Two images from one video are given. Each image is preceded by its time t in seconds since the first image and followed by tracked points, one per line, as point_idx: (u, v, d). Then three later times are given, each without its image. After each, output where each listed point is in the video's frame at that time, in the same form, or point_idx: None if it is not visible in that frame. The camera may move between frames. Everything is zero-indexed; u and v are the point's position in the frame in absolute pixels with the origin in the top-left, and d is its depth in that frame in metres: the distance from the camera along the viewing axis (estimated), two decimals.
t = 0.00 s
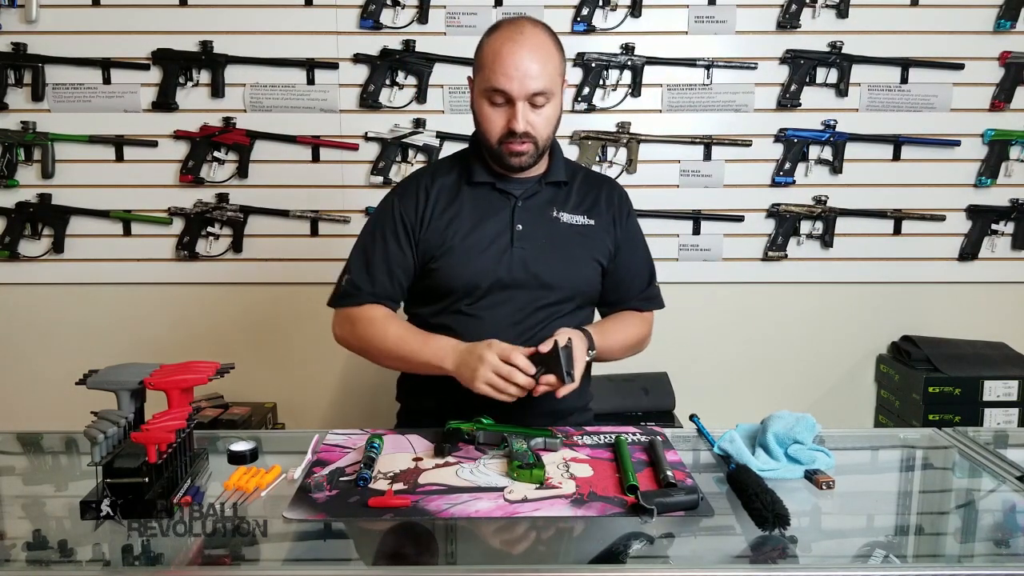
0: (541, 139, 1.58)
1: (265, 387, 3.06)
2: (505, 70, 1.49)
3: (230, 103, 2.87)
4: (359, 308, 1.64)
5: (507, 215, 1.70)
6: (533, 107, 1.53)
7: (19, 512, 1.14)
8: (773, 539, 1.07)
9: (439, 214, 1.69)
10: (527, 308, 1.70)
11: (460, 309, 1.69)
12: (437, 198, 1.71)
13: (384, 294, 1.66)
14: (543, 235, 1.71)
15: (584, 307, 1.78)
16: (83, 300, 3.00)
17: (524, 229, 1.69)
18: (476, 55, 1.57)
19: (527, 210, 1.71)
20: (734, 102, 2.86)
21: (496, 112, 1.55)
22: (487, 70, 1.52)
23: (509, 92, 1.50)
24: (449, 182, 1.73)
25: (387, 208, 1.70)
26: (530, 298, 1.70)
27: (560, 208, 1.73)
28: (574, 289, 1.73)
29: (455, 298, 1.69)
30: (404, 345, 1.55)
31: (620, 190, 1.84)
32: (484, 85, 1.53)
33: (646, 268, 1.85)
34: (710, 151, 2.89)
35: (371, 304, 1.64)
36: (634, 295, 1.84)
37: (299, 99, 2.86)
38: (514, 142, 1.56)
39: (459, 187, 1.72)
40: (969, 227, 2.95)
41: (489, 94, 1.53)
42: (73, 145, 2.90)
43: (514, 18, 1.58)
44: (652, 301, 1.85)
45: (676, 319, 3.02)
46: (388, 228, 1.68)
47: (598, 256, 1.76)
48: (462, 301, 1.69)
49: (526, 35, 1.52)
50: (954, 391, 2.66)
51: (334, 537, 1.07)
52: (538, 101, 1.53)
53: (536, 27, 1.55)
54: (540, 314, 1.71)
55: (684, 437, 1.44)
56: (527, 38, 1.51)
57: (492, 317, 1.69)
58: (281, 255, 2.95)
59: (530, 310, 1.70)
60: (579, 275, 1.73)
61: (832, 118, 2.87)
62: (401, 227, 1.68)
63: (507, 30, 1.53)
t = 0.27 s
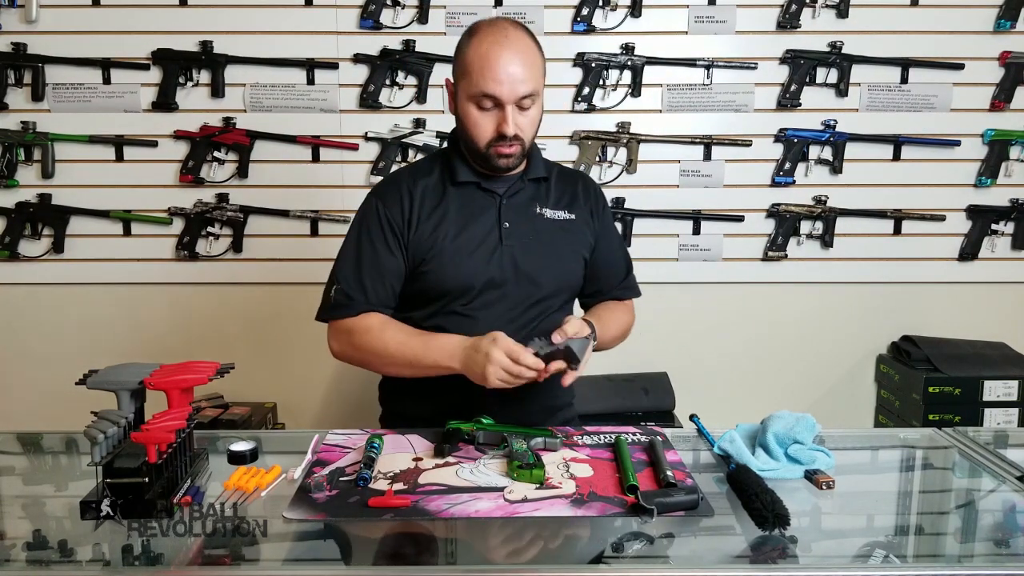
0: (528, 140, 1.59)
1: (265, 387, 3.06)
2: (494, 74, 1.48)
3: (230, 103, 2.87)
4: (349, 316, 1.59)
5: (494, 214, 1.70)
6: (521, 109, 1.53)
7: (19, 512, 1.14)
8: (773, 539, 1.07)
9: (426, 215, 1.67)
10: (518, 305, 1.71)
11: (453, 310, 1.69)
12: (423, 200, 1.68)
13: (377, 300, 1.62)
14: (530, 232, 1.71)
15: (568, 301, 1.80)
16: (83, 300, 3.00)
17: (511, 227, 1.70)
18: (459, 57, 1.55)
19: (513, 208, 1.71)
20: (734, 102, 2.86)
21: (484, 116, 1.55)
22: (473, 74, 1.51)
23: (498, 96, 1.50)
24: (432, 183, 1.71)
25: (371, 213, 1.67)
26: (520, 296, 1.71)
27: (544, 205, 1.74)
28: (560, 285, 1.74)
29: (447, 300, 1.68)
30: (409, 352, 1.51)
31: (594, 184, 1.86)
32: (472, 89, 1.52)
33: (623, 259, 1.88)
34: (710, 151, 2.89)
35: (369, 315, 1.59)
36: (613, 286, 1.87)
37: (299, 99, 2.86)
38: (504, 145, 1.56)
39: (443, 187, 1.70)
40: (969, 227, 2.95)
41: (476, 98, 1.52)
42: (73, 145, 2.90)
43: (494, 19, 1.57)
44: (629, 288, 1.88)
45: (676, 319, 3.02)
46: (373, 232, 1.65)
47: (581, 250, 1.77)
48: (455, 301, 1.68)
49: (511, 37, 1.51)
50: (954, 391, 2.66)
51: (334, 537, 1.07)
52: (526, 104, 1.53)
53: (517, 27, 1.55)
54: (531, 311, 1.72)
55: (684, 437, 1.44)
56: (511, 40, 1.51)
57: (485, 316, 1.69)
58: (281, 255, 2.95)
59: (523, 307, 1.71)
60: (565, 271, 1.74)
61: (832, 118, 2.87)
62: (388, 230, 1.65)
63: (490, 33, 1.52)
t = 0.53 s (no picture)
0: (522, 139, 1.59)
1: (265, 387, 3.06)
2: (492, 73, 1.47)
3: (230, 103, 2.87)
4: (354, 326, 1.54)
5: (489, 214, 1.69)
6: (518, 109, 1.53)
7: (19, 512, 1.14)
8: (773, 539, 1.07)
9: (424, 218, 1.64)
10: (517, 304, 1.71)
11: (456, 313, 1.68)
12: (420, 202, 1.65)
13: (380, 307, 1.58)
14: (524, 231, 1.72)
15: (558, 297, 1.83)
16: (83, 300, 3.00)
17: (508, 226, 1.70)
18: (453, 58, 1.53)
19: (508, 207, 1.71)
20: (734, 101, 2.86)
21: (482, 117, 1.53)
22: (470, 74, 1.49)
23: (497, 97, 1.49)
24: (427, 184, 1.67)
25: (368, 218, 1.61)
26: (519, 295, 1.71)
27: (534, 204, 1.76)
28: (554, 282, 1.76)
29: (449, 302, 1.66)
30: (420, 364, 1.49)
31: (570, 182, 1.91)
32: (469, 88, 1.50)
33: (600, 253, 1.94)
34: (710, 151, 2.89)
35: (374, 326, 1.55)
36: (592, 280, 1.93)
37: (299, 99, 2.86)
38: (500, 145, 1.56)
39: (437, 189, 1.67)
40: (969, 227, 2.95)
41: (474, 99, 1.51)
42: (73, 145, 2.90)
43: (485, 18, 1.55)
44: (603, 281, 1.95)
45: (676, 319, 3.02)
46: (371, 237, 1.60)
47: (570, 247, 1.81)
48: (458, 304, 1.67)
49: (505, 37, 1.50)
50: (953, 391, 2.66)
51: (334, 537, 1.07)
52: (522, 104, 1.53)
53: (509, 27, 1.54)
54: (529, 309, 1.74)
55: (684, 437, 1.44)
56: (507, 39, 1.50)
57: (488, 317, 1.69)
58: (281, 256, 2.95)
59: (521, 306, 1.72)
60: (558, 268, 1.77)
61: (832, 118, 2.87)
62: (387, 234, 1.61)
63: (484, 33, 1.50)
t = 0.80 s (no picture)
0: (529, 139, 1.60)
1: (265, 386, 3.06)
2: (502, 74, 1.48)
3: (230, 103, 2.87)
4: (367, 332, 1.51)
5: (495, 214, 1.69)
6: (526, 109, 1.54)
7: (19, 512, 1.14)
8: (773, 539, 1.07)
9: (432, 220, 1.63)
10: (524, 303, 1.72)
11: (466, 314, 1.67)
12: (427, 204, 1.63)
13: (393, 311, 1.55)
14: (529, 230, 1.73)
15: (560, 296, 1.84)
16: (84, 300, 3.00)
17: (514, 226, 1.70)
18: (461, 59, 1.53)
19: (512, 207, 1.72)
20: (734, 101, 2.86)
21: (492, 117, 1.54)
22: (481, 75, 1.49)
23: (508, 97, 1.50)
24: (433, 186, 1.66)
25: (376, 220, 1.59)
26: (527, 295, 1.72)
27: (536, 203, 1.77)
28: (559, 280, 1.78)
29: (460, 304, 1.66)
30: (435, 371, 1.46)
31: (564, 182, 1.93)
32: (478, 89, 1.50)
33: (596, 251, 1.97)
34: (710, 151, 2.89)
35: (386, 331, 1.52)
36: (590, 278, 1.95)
37: (299, 99, 2.86)
38: (509, 145, 1.56)
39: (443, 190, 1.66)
40: (969, 227, 2.95)
41: (484, 99, 1.51)
42: (73, 145, 2.90)
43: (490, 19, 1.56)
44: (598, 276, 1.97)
45: (676, 319, 3.02)
46: (381, 240, 1.58)
47: (571, 245, 1.82)
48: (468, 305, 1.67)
49: (514, 38, 1.51)
50: (953, 391, 2.66)
51: (335, 538, 1.06)
52: (531, 104, 1.54)
53: (515, 28, 1.55)
54: (536, 309, 1.75)
55: (684, 436, 1.44)
56: (516, 40, 1.51)
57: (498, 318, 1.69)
58: (281, 256, 2.95)
59: (529, 305, 1.73)
60: (562, 266, 1.78)
61: (832, 118, 2.87)
62: (396, 237, 1.59)
63: (492, 33, 1.51)
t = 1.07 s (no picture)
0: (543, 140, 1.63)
1: (264, 386, 3.05)
2: (520, 74, 1.49)
3: (230, 103, 2.87)
4: (390, 330, 1.48)
5: (510, 212, 1.69)
6: (543, 110, 1.56)
7: (19, 512, 1.14)
8: (773, 539, 1.07)
9: (450, 217, 1.62)
10: (538, 302, 1.72)
11: (483, 312, 1.67)
12: (445, 201, 1.63)
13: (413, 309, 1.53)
14: (542, 229, 1.73)
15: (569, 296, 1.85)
16: (84, 300, 3.00)
17: (528, 225, 1.71)
18: (479, 59, 1.54)
19: (525, 206, 1.72)
20: (734, 101, 2.86)
21: (510, 117, 1.55)
22: (500, 74, 1.51)
23: (528, 96, 1.52)
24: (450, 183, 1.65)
25: (395, 216, 1.57)
26: (541, 294, 1.72)
27: (547, 203, 1.78)
28: (570, 279, 1.79)
29: (476, 302, 1.66)
30: (461, 373, 1.43)
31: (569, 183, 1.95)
32: (497, 89, 1.52)
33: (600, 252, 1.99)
34: (710, 151, 2.89)
35: (410, 330, 1.49)
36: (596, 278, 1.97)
37: (299, 99, 2.86)
38: (525, 145, 1.58)
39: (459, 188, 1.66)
40: (969, 227, 2.95)
41: (503, 99, 1.52)
42: (73, 145, 2.90)
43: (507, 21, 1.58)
44: (603, 277, 1.99)
45: (676, 319, 3.02)
46: (401, 236, 1.56)
47: (580, 245, 1.84)
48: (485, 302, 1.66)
49: (532, 39, 1.53)
50: (953, 391, 2.66)
51: (335, 538, 1.06)
52: (547, 105, 1.56)
53: (531, 30, 1.57)
54: (549, 308, 1.75)
55: (684, 437, 1.44)
56: (534, 42, 1.53)
57: (513, 315, 1.69)
58: (281, 255, 2.95)
59: (543, 304, 1.73)
60: (574, 265, 1.79)
61: (832, 118, 2.87)
62: (416, 233, 1.57)
63: (511, 34, 1.53)
